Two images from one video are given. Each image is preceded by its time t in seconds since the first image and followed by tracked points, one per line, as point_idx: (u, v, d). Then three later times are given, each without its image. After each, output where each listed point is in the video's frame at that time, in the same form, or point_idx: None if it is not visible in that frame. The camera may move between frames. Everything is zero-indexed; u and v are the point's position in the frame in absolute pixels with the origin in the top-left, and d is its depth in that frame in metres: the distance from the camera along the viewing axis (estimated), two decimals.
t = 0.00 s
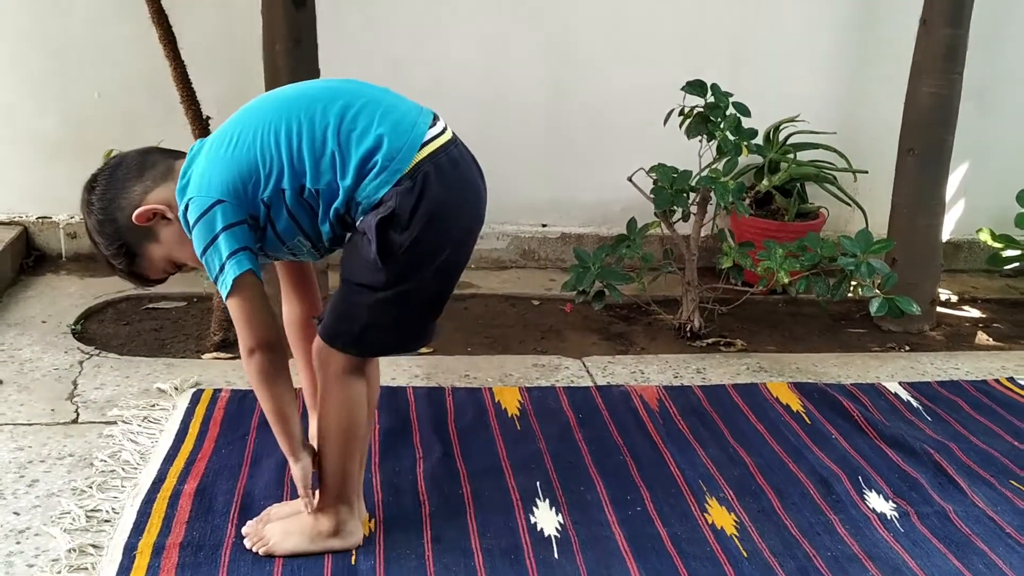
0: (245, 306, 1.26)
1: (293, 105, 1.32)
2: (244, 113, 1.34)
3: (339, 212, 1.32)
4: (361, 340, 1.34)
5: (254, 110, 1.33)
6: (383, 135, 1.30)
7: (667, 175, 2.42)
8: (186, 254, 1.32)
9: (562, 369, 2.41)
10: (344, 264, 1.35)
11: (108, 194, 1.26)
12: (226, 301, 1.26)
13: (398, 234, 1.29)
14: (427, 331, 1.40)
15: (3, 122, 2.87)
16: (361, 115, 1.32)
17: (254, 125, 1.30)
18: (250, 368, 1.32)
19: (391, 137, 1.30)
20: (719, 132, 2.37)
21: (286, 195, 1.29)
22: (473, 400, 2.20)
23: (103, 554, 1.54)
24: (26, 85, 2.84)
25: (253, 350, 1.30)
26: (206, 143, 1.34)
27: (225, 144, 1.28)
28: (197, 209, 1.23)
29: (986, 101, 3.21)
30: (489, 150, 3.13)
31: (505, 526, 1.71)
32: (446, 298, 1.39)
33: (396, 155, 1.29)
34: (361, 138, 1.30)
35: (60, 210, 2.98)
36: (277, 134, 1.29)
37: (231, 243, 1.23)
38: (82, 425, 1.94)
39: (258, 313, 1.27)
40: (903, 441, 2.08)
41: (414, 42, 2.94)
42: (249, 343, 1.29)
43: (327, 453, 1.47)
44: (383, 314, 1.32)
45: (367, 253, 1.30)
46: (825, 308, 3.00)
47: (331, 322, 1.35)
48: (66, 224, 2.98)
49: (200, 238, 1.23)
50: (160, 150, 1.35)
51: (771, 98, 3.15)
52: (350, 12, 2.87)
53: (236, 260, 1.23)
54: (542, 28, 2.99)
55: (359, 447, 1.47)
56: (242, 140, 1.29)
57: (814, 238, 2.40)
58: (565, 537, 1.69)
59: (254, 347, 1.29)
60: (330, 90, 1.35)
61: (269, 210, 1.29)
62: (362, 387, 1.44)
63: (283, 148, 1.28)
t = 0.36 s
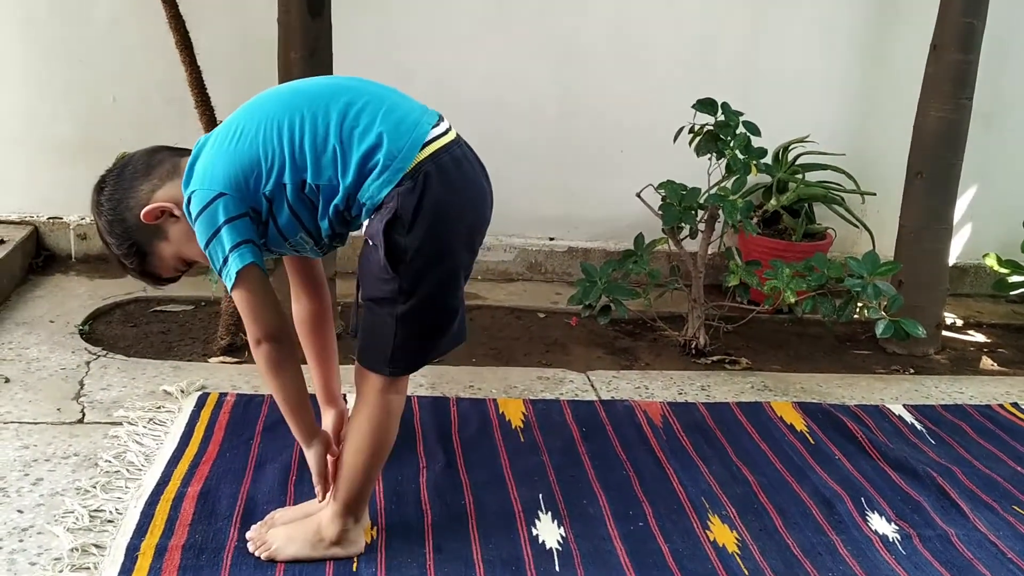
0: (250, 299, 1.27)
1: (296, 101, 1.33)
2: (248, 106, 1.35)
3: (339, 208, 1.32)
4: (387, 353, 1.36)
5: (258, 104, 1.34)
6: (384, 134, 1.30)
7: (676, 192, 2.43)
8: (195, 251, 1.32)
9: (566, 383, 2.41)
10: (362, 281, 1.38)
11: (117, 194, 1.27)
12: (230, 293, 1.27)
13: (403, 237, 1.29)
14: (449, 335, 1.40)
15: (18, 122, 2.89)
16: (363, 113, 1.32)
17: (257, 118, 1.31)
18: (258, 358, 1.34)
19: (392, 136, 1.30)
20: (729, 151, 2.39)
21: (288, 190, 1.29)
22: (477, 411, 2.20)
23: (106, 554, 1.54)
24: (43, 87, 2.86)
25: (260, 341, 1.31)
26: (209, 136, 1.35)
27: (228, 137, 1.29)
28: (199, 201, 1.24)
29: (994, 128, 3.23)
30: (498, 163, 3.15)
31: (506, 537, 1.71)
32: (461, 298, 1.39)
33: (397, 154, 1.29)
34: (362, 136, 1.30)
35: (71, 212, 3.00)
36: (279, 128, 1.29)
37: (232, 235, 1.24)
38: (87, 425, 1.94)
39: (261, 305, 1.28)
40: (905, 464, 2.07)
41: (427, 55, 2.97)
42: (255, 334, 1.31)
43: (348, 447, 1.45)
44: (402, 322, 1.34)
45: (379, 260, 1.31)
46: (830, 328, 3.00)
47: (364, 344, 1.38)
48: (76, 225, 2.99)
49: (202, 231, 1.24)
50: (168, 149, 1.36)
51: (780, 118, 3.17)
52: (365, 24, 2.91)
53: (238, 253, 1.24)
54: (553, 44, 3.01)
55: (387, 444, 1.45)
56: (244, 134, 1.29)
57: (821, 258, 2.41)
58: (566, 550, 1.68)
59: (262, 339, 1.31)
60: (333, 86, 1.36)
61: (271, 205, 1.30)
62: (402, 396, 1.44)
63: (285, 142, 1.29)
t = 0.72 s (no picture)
0: (253, 305, 1.27)
1: (298, 107, 1.33)
2: (250, 113, 1.35)
3: (344, 212, 1.32)
4: (392, 355, 1.36)
5: (260, 111, 1.34)
6: (388, 137, 1.31)
7: (679, 203, 2.43)
8: (196, 261, 1.33)
9: (566, 391, 2.41)
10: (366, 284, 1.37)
11: (116, 206, 1.28)
12: (235, 300, 1.28)
13: (407, 239, 1.29)
14: (451, 337, 1.41)
15: (24, 123, 2.90)
16: (365, 117, 1.33)
17: (260, 125, 1.31)
18: (261, 364, 1.35)
19: (396, 139, 1.31)
20: (733, 162, 2.39)
21: (292, 196, 1.29)
22: (477, 418, 2.20)
23: (103, 555, 1.54)
24: (49, 87, 2.88)
25: (263, 347, 1.32)
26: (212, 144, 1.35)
27: (232, 144, 1.29)
28: (204, 210, 1.24)
29: (998, 143, 3.23)
30: (502, 171, 3.16)
31: (504, 545, 1.70)
32: (464, 300, 1.39)
33: (401, 157, 1.30)
34: (366, 140, 1.31)
35: (75, 212, 3.01)
36: (283, 135, 1.30)
37: (239, 243, 1.24)
38: (87, 426, 1.94)
39: (264, 311, 1.28)
40: (905, 478, 2.07)
41: (432, 61, 2.98)
42: (259, 340, 1.31)
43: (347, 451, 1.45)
44: (406, 324, 1.34)
45: (383, 263, 1.31)
46: (831, 341, 3.00)
47: (367, 346, 1.38)
48: (80, 226, 3.00)
49: (207, 239, 1.24)
50: (166, 160, 1.36)
51: (784, 131, 3.18)
52: (372, 30, 2.92)
53: (244, 261, 1.24)
54: (559, 53, 3.02)
55: (386, 447, 1.46)
56: (248, 141, 1.29)
57: (823, 271, 2.41)
58: (563, 558, 1.68)
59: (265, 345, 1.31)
60: (334, 91, 1.36)
61: (276, 211, 1.30)
62: (402, 398, 1.44)
63: (289, 148, 1.29)
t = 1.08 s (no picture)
0: (257, 304, 1.27)
1: (305, 108, 1.33)
2: (255, 114, 1.34)
3: (350, 213, 1.32)
4: (393, 354, 1.36)
5: (266, 112, 1.33)
6: (394, 137, 1.31)
7: (686, 207, 2.43)
8: (201, 263, 1.33)
9: (572, 395, 2.41)
10: (369, 283, 1.37)
11: (120, 208, 1.28)
12: (239, 300, 1.27)
13: (411, 237, 1.29)
14: (453, 336, 1.40)
15: (33, 124, 2.91)
16: (372, 118, 1.33)
17: (266, 126, 1.30)
18: (264, 364, 1.34)
19: (402, 139, 1.31)
20: (740, 166, 2.39)
21: (299, 196, 1.29)
22: (483, 421, 2.19)
23: (109, 556, 1.53)
24: (58, 89, 2.89)
25: (267, 346, 1.32)
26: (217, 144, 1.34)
27: (238, 144, 1.29)
28: (210, 211, 1.23)
29: (1006, 149, 3.22)
30: (508, 174, 3.16)
31: (510, 548, 1.70)
32: (467, 299, 1.39)
33: (407, 158, 1.30)
34: (373, 140, 1.31)
35: (82, 213, 3.01)
36: (289, 135, 1.29)
37: (245, 245, 1.23)
38: (94, 426, 1.95)
39: (268, 310, 1.28)
40: (911, 484, 2.06)
41: (439, 64, 2.98)
42: (263, 340, 1.31)
43: (350, 450, 1.45)
44: (407, 324, 1.33)
45: (387, 262, 1.30)
46: (837, 346, 2.99)
47: (369, 345, 1.38)
48: (87, 227, 3.01)
49: (213, 240, 1.23)
50: (169, 160, 1.36)
51: (791, 135, 3.17)
52: (380, 33, 2.93)
53: (251, 262, 1.24)
54: (566, 56, 3.02)
55: (389, 446, 1.45)
56: (254, 141, 1.29)
57: (830, 276, 2.40)
58: (570, 562, 1.67)
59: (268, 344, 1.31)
60: (340, 92, 1.36)
61: (282, 212, 1.29)
62: (403, 397, 1.44)
63: (295, 149, 1.28)
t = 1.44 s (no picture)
0: (257, 302, 1.27)
1: (307, 105, 1.33)
2: (258, 109, 1.34)
3: (349, 211, 1.32)
4: (394, 355, 1.35)
5: (268, 108, 1.33)
6: (396, 136, 1.30)
7: (693, 210, 2.43)
8: (203, 257, 1.33)
9: (578, 398, 2.40)
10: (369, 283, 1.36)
11: (123, 202, 1.28)
12: (238, 296, 1.27)
13: (412, 237, 1.28)
14: (453, 337, 1.40)
15: (41, 124, 2.92)
16: (375, 116, 1.32)
17: (267, 122, 1.30)
18: (262, 360, 1.34)
19: (404, 138, 1.31)
20: (747, 169, 2.39)
21: (298, 192, 1.28)
22: (489, 424, 2.19)
23: (115, 557, 1.53)
24: (66, 90, 2.89)
25: (264, 343, 1.31)
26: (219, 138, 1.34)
27: (239, 139, 1.29)
28: (210, 204, 1.23)
29: (1014, 153, 3.21)
30: (514, 176, 3.16)
31: (516, 551, 1.70)
32: (466, 300, 1.38)
33: (408, 157, 1.30)
34: (374, 139, 1.30)
35: (89, 214, 3.02)
36: (291, 132, 1.29)
37: (242, 239, 1.23)
38: (100, 427, 1.95)
39: (267, 308, 1.28)
40: (919, 489, 2.05)
41: (446, 66, 2.99)
42: (260, 336, 1.31)
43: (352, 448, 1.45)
44: (408, 324, 1.33)
45: (387, 261, 1.30)
46: (844, 350, 2.99)
47: (370, 346, 1.37)
48: (94, 228, 3.02)
49: (211, 234, 1.23)
50: (172, 155, 1.36)
51: (798, 138, 3.17)
52: (387, 35, 2.93)
53: (247, 257, 1.23)
54: (573, 59, 3.02)
55: (392, 446, 1.45)
56: (256, 137, 1.29)
57: (838, 279, 2.39)
58: (576, 566, 1.67)
59: (267, 341, 1.31)
60: (344, 90, 1.36)
61: (281, 208, 1.29)
62: (405, 398, 1.43)
63: (296, 145, 1.28)
